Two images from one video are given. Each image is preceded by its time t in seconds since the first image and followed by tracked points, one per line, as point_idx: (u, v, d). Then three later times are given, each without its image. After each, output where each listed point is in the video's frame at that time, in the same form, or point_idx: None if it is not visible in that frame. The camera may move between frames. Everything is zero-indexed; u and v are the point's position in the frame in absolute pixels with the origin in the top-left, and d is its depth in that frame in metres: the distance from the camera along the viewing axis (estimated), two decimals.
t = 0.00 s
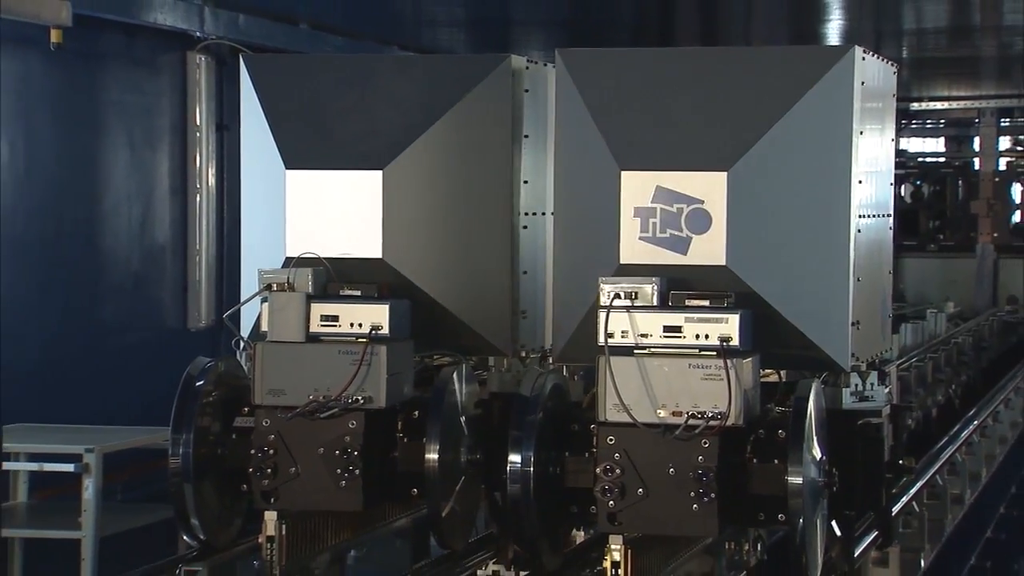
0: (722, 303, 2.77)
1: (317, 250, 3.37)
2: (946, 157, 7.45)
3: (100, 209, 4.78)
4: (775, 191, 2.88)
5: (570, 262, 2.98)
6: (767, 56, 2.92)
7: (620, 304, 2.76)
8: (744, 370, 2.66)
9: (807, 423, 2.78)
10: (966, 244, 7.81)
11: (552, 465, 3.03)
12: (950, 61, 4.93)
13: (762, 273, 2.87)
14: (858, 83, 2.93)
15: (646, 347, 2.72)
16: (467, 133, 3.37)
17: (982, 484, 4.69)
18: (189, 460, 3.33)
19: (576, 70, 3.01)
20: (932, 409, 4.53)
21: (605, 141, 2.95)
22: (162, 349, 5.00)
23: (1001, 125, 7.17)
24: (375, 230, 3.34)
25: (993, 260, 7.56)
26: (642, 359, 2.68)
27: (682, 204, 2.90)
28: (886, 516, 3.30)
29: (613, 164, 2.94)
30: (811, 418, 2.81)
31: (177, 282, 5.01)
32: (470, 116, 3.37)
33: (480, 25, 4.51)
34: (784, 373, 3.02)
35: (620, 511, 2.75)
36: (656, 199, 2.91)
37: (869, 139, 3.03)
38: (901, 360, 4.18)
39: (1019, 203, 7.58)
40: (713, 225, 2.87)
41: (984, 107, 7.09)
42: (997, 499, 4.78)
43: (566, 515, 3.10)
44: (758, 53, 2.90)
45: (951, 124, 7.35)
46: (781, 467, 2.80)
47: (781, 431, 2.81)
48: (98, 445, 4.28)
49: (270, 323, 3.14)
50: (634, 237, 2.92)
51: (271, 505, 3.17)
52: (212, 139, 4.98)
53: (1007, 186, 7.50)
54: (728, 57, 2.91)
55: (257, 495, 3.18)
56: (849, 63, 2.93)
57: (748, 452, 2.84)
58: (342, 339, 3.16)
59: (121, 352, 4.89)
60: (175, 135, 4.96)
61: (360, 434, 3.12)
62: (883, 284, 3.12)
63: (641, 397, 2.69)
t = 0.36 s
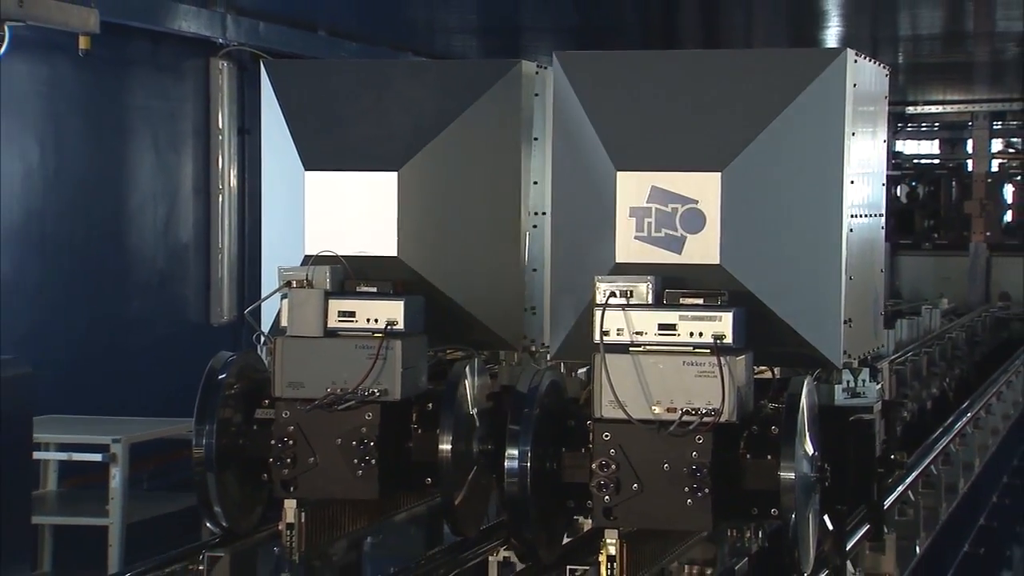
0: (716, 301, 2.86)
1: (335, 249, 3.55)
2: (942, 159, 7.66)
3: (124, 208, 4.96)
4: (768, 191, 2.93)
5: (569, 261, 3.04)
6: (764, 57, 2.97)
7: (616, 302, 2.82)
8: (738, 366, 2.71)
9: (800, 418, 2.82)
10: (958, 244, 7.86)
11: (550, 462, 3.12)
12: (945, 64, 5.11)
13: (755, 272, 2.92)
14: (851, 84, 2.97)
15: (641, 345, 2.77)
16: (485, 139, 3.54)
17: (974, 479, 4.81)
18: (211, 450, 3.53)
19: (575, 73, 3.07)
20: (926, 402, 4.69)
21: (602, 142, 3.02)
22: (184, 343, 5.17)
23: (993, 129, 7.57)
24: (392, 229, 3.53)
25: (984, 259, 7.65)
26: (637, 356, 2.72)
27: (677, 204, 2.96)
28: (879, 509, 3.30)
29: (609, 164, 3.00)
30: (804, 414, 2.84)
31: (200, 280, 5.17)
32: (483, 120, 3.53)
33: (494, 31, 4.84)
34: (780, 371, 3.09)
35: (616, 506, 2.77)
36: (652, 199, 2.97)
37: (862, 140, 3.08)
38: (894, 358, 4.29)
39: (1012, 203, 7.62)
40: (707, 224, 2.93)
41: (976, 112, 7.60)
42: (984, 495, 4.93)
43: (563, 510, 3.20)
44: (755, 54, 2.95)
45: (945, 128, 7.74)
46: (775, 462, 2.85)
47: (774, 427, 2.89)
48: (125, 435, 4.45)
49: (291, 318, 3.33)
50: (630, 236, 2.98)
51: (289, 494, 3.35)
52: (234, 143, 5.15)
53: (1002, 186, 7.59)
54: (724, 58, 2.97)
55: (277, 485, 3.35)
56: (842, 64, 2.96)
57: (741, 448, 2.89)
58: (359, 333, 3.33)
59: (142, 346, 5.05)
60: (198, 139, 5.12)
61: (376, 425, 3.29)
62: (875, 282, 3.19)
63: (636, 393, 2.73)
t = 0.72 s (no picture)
0: (715, 300, 2.89)
1: (356, 248, 3.75)
2: (938, 162, 7.92)
3: (156, 208, 5.20)
4: (766, 189, 2.94)
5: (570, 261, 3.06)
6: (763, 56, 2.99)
7: (615, 302, 2.84)
8: (735, 365, 2.76)
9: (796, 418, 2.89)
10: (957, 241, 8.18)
11: (551, 457, 3.21)
12: (943, 65, 5.27)
13: (753, 271, 2.94)
14: (848, 86, 2.98)
15: (640, 343, 2.80)
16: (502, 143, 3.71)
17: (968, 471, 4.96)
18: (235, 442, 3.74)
19: (577, 71, 3.08)
20: (924, 396, 4.85)
21: (600, 140, 3.02)
22: (211, 337, 5.48)
23: (989, 132, 7.88)
24: (410, 228, 3.72)
25: (981, 257, 8.09)
26: (636, 354, 2.77)
27: (676, 205, 2.96)
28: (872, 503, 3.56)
29: (608, 163, 3.00)
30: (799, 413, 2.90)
31: (227, 275, 5.52)
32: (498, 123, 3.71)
33: (507, 40, 5.16)
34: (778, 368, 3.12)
35: (615, 501, 2.83)
36: (651, 199, 2.97)
37: (857, 144, 3.19)
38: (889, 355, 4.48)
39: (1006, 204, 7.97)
40: (706, 224, 2.94)
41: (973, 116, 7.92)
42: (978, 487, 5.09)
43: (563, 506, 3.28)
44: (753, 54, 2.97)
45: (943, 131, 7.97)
46: (772, 458, 2.91)
47: (771, 423, 2.94)
48: (155, 426, 4.64)
49: (314, 314, 3.52)
50: (629, 236, 2.98)
51: (314, 482, 3.55)
52: (259, 146, 5.51)
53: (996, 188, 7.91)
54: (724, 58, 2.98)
55: (301, 474, 3.56)
56: (840, 66, 2.98)
57: (738, 444, 2.95)
58: (379, 329, 3.52)
59: (173, 338, 5.32)
60: (225, 142, 5.46)
61: (395, 417, 3.49)
62: (872, 280, 3.32)
63: (635, 390, 2.77)
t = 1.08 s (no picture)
0: (710, 299, 3.04)
1: (374, 247, 3.95)
2: (936, 164, 7.82)
3: (183, 209, 5.46)
4: (761, 194, 3.09)
5: (572, 262, 3.24)
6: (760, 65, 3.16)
7: (613, 300, 2.97)
8: (731, 364, 2.90)
9: (791, 414, 3.06)
10: (955, 242, 8.00)
11: (551, 454, 3.36)
12: (940, 70, 5.48)
13: (748, 272, 3.08)
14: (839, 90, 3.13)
15: (638, 341, 2.94)
16: (514, 150, 3.90)
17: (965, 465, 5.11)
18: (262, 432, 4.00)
19: (580, 80, 3.25)
20: (921, 391, 5.02)
21: (601, 147, 3.19)
22: (234, 332, 5.73)
23: (985, 135, 7.87)
24: (424, 229, 3.91)
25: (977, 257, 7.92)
26: (634, 353, 2.91)
27: (673, 206, 3.11)
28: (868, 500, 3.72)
29: (607, 169, 3.17)
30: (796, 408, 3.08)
31: (250, 272, 5.77)
32: (504, 127, 3.90)
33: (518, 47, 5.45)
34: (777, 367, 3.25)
35: (614, 497, 2.98)
36: (649, 201, 3.13)
37: (852, 147, 3.30)
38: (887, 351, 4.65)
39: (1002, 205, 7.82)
40: (702, 226, 3.08)
41: (970, 120, 7.90)
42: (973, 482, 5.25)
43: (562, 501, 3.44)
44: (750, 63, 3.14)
45: (942, 133, 7.99)
46: (767, 456, 3.06)
47: (766, 421, 3.11)
48: (181, 419, 4.84)
49: (333, 311, 3.71)
50: (628, 237, 3.14)
51: (334, 472, 3.76)
52: (281, 150, 5.74)
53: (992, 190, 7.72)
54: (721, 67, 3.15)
55: (322, 464, 3.76)
56: (831, 71, 3.13)
57: (735, 442, 3.12)
58: (396, 325, 3.71)
59: (200, 332, 5.58)
60: (249, 145, 5.71)
61: (412, 410, 3.69)
62: (866, 278, 3.44)
63: (633, 389, 2.92)
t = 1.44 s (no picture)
0: (706, 298, 3.15)
1: (393, 246, 4.15)
2: (933, 166, 8.33)
3: (210, 210, 5.71)
4: (757, 195, 3.19)
5: (571, 259, 3.32)
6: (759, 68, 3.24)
7: (612, 299, 3.11)
8: (726, 362, 3.02)
9: (786, 411, 3.18)
10: (948, 242, 8.39)
11: (551, 450, 3.50)
12: (937, 74, 5.72)
13: (745, 272, 3.18)
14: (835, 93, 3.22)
15: (636, 340, 3.07)
16: (520, 154, 4.09)
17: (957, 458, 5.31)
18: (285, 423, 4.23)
19: (580, 82, 3.32)
20: (920, 385, 5.21)
21: (601, 147, 3.27)
22: (258, 329, 6.02)
23: (980, 139, 8.38)
24: (439, 229, 4.11)
25: (973, 257, 8.28)
26: (632, 352, 3.04)
27: (670, 207, 3.20)
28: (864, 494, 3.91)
29: (609, 170, 3.25)
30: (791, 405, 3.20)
31: (273, 270, 6.07)
32: (509, 133, 4.09)
33: (529, 52, 5.82)
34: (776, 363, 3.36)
35: (612, 493, 3.13)
36: (646, 202, 3.22)
37: (847, 149, 3.41)
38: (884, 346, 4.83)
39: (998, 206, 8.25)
40: (699, 226, 3.18)
41: (965, 125, 8.48)
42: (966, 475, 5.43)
43: (561, 496, 3.57)
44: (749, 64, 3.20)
45: (938, 137, 8.54)
46: (763, 452, 3.19)
47: (762, 418, 3.25)
48: (208, 410, 5.04)
49: (353, 308, 3.93)
50: (626, 237, 3.23)
51: (353, 463, 3.95)
52: (304, 152, 6.04)
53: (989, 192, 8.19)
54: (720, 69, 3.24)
55: (342, 455, 3.96)
56: (828, 74, 3.21)
57: (731, 437, 3.25)
58: (413, 321, 3.93)
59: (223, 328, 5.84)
60: (272, 148, 5.99)
61: (428, 403, 3.88)
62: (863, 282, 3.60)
63: (631, 387, 3.05)
